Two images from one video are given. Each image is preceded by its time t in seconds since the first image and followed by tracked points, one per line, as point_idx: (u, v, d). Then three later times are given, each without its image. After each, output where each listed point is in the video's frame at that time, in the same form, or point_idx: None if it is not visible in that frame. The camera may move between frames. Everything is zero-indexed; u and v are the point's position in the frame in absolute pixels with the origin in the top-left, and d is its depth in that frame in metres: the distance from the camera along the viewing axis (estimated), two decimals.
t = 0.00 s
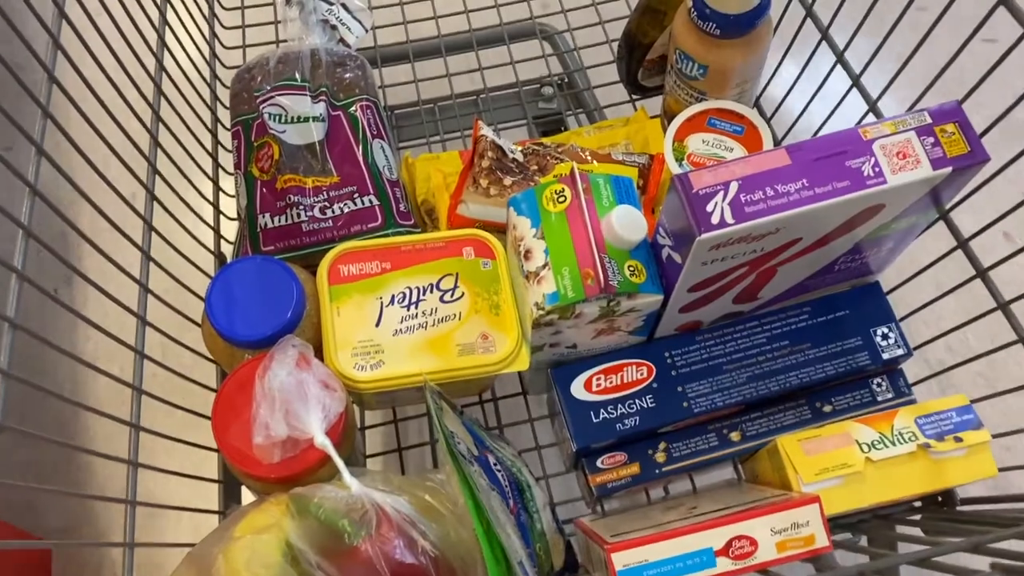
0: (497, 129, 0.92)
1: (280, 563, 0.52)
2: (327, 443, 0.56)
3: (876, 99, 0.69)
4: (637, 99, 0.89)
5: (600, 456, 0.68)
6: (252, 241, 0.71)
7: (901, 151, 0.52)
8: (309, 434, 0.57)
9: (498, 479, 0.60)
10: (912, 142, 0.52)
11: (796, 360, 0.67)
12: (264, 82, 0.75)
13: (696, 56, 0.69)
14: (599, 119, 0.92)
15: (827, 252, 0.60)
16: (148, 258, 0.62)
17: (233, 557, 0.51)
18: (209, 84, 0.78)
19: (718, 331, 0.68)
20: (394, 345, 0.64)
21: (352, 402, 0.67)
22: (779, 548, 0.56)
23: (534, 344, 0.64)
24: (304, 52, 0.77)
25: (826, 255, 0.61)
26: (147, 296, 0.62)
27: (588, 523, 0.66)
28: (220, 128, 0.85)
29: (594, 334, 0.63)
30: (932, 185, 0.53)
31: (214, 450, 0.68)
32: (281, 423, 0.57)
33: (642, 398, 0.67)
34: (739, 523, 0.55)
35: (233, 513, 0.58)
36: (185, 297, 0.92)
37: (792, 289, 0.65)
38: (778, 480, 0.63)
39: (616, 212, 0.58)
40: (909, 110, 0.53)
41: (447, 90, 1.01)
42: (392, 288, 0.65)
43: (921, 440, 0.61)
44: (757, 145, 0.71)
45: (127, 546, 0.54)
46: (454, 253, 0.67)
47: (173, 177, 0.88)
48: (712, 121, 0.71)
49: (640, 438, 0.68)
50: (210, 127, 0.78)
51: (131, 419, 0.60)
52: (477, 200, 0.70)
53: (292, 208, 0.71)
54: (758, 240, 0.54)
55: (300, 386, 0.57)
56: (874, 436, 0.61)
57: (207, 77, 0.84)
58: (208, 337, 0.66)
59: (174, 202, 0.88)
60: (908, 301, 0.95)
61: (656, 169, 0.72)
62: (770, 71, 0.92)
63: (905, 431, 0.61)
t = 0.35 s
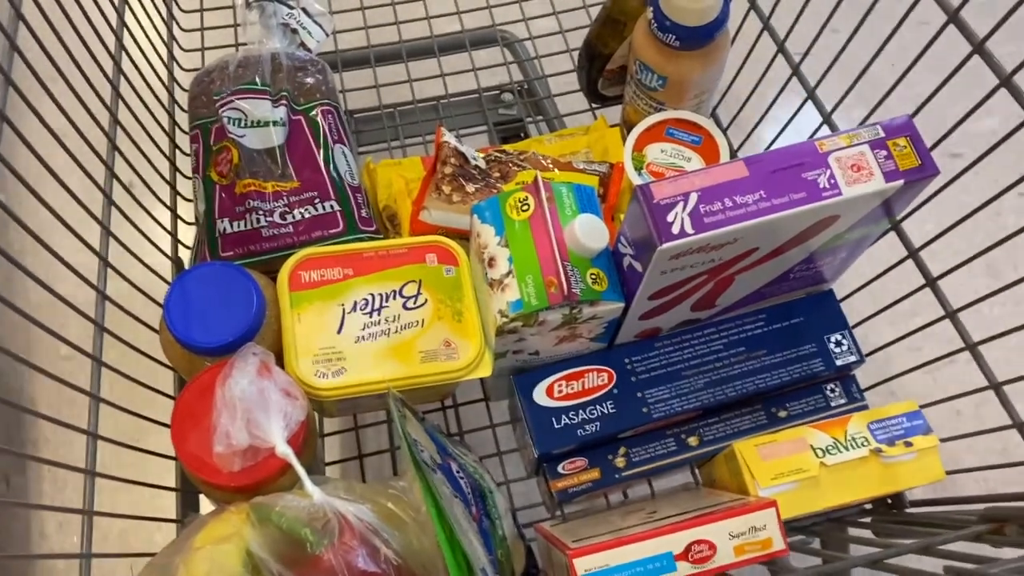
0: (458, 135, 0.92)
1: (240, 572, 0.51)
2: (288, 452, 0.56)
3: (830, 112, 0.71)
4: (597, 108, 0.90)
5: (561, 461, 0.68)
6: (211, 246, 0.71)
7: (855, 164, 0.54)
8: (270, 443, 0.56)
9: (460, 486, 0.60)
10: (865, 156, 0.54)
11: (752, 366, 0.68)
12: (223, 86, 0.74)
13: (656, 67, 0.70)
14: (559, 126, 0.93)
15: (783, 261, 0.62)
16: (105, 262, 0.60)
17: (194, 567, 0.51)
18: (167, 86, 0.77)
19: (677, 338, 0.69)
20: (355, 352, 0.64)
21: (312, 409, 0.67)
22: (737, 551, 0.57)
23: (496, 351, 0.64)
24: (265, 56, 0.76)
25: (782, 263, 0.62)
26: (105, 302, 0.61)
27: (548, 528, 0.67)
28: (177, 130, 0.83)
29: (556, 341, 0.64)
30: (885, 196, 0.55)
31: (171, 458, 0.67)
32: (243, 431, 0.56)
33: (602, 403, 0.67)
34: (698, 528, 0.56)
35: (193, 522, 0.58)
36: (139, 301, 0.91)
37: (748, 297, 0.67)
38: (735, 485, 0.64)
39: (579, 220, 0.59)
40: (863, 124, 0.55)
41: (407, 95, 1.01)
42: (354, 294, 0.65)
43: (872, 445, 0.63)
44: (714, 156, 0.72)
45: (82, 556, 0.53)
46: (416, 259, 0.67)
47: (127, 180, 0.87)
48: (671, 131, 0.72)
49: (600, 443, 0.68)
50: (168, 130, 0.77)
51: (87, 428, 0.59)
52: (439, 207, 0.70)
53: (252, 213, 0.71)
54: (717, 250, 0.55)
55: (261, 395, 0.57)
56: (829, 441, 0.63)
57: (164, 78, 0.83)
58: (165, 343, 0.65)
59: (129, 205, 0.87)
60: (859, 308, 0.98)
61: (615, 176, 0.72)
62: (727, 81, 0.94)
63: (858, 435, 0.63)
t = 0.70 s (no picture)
0: (390, 104, 0.91)
1: (170, 546, 0.50)
2: (217, 425, 0.55)
3: (758, 83, 0.72)
4: (529, 77, 0.90)
5: (495, 429, 0.69)
6: (134, 216, 0.69)
7: (779, 133, 0.55)
8: (198, 416, 0.55)
9: (394, 455, 0.60)
10: (789, 125, 0.55)
11: (681, 333, 0.70)
12: (145, 51, 0.72)
13: (587, 36, 0.71)
14: (491, 95, 0.93)
15: (710, 229, 0.63)
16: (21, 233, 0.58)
17: (122, 539, 0.50)
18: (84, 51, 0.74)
19: (608, 306, 0.70)
20: (285, 324, 0.63)
21: (242, 381, 0.66)
22: (666, 512, 0.58)
23: (429, 320, 0.64)
24: (187, 21, 0.74)
25: (709, 232, 0.63)
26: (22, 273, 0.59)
27: (482, 495, 0.68)
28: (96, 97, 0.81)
29: (489, 310, 0.64)
30: (807, 165, 0.56)
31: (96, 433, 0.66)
32: (169, 404, 0.55)
33: (535, 371, 0.68)
34: (629, 490, 0.58)
35: (121, 498, 0.57)
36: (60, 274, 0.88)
37: (677, 265, 0.68)
38: (665, 448, 0.66)
39: (511, 188, 0.59)
40: (786, 94, 0.56)
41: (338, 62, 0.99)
42: (284, 265, 0.64)
43: (796, 407, 0.65)
44: (645, 125, 0.73)
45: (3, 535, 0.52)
46: (347, 229, 0.66)
47: (43, 148, 0.83)
48: (603, 101, 0.72)
49: (533, 411, 0.69)
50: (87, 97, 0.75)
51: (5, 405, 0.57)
52: (370, 175, 0.70)
53: (176, 182, 0.69)
54: (646, 218, 0.56)
55: (188, 367, 0.56)
56: (754, 404, 0.65)
57: (82, 43, 0.80)
58: (88, 317, 0.63)
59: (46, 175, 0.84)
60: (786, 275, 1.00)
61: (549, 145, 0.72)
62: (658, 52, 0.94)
63: (782, 399, 0.65)
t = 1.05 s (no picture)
0: None
1: (150, 441, 0.50)
2: (199, 320, 0.54)
3: None
4: None
5: (482, 337, 0.68)
6: (115, 100, 0.65)
7: (795, 46, 0.52)
8: (180, 310, 0.54)
9: (380, 359, 0.60)
10: (806, 38, 0.53)
11: (675, 251, 0.68)
12: None
13: None
14: None
15: (714, 144, 0.61)
16: None
17: (99, 433, 0.49)
18: None
19: (603, 219, 0.68)
20: (271, 221, 0.61)
21: (225, 278, 0.64)
22: (649, 428, 0.58)
23: (420, 225, 0.63)
24: None
25: (712, 147, 0.61)
26: None
27: (466, 402, 0.67)
28: None
29: (482, 218, 0.62)
30: (821, 82, 0.54)
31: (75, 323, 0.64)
32: (150, 297, 0.54)
33: (525, 282, 0.67)
34: (615, 404, 0.57)
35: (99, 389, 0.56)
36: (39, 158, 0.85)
37: (677, 179, 0.66)
38: (651, 363, 0.65)
39: (511, 90, 0.57)
40: (806, 5, 0.53)
41: None
42: (271, 160, 0.62)
43: (786, 329, 0.64)
44: (653, 31, 0.69)
45: None
46: (337, 125, 0.64)
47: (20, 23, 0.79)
48: (610, 2, 0.69)
49: (521, 321, 0.68)
50: None
51: None
52: (362, 69, 0.67)
53: (160, 66, 0.66)
54: (651, 128, 0.54)
55: (170, 260, 0.54)
56: (744, 325, 0.64)
57: None
58: (66, 203, 0.61)
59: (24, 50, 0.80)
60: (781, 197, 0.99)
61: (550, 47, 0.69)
62: None
63: (772, 320, 0.64)
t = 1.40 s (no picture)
0: None
1: (166, 387, 0.50)
2: (216, 268, 0.54)
3: None
4: None
5: (496, 295, 0.68)
6: (132, 45, 0.65)
7: (824, 7, 0.52)
8: (197, 257, 0.54)
9: (395, 313, 0.60)
10: None
11: (692, 213, 0.68)
12: None
13: None
14: None
15: (736, 106, 0.60)
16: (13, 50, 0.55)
17: (117, 377, 0.49)
18: None
19: (620, 179, 0.68)
20: (288, 172, 0.61)
21: (241, 228, 0.64)
22: (660, 388, 0.58)
23: (437, 181, 0.62)
24: None
25: (734, 108, 0.61)
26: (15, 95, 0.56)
27: (478, 358, 0.68)
28: None
29: (499, 174, 0.62)
30: (848, 45, 0.53)
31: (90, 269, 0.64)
32: (168, 244, 0.54)
33: (540, 241, 0.67)
34: (627, 364, 0.57)
35: (114, 336, 0.56)
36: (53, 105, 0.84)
37: (697, 140, 0.65)
38: (664, 326, 0.65)
39: (533, 45, 0.56)
40: None
41: None
42: (288, 110, 0.61)
43: (801, 295, 0.64)
44: None
45: None
46: (356, 77, 0.63)
47: None
48: None
49: (535, 280, 0.68)
50: None
51: None
52: (382, 20, 0.65)
53: (178, 12, 0.65)
54: (674, 87, 0.53)
55: (188, 206, 0.54)
56: (759, 289, 0.64)
57: None
58: (83, 148, 0.61)
59: None
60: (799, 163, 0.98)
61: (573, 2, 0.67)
62: None
63: (788, 284, 0.64)
